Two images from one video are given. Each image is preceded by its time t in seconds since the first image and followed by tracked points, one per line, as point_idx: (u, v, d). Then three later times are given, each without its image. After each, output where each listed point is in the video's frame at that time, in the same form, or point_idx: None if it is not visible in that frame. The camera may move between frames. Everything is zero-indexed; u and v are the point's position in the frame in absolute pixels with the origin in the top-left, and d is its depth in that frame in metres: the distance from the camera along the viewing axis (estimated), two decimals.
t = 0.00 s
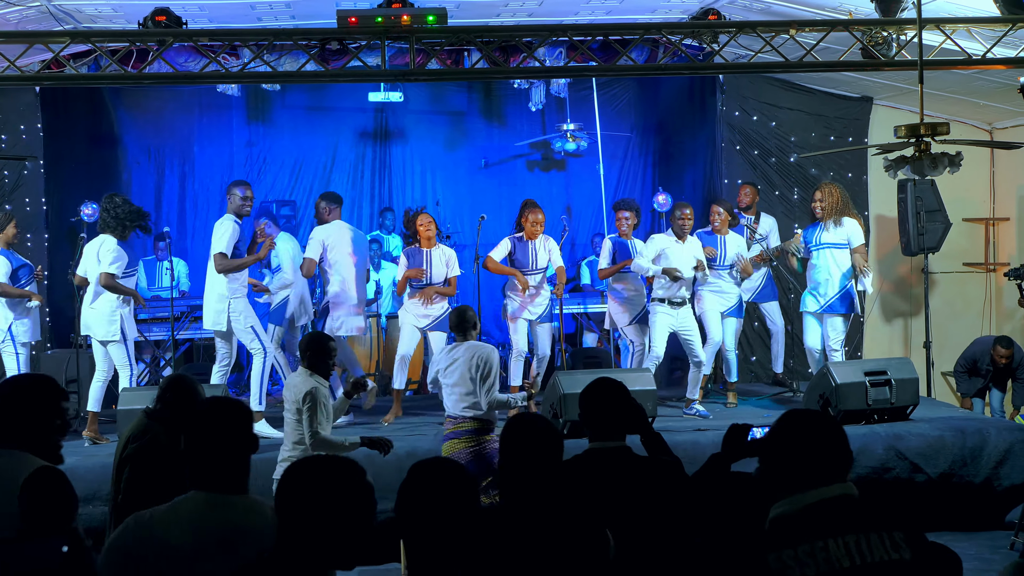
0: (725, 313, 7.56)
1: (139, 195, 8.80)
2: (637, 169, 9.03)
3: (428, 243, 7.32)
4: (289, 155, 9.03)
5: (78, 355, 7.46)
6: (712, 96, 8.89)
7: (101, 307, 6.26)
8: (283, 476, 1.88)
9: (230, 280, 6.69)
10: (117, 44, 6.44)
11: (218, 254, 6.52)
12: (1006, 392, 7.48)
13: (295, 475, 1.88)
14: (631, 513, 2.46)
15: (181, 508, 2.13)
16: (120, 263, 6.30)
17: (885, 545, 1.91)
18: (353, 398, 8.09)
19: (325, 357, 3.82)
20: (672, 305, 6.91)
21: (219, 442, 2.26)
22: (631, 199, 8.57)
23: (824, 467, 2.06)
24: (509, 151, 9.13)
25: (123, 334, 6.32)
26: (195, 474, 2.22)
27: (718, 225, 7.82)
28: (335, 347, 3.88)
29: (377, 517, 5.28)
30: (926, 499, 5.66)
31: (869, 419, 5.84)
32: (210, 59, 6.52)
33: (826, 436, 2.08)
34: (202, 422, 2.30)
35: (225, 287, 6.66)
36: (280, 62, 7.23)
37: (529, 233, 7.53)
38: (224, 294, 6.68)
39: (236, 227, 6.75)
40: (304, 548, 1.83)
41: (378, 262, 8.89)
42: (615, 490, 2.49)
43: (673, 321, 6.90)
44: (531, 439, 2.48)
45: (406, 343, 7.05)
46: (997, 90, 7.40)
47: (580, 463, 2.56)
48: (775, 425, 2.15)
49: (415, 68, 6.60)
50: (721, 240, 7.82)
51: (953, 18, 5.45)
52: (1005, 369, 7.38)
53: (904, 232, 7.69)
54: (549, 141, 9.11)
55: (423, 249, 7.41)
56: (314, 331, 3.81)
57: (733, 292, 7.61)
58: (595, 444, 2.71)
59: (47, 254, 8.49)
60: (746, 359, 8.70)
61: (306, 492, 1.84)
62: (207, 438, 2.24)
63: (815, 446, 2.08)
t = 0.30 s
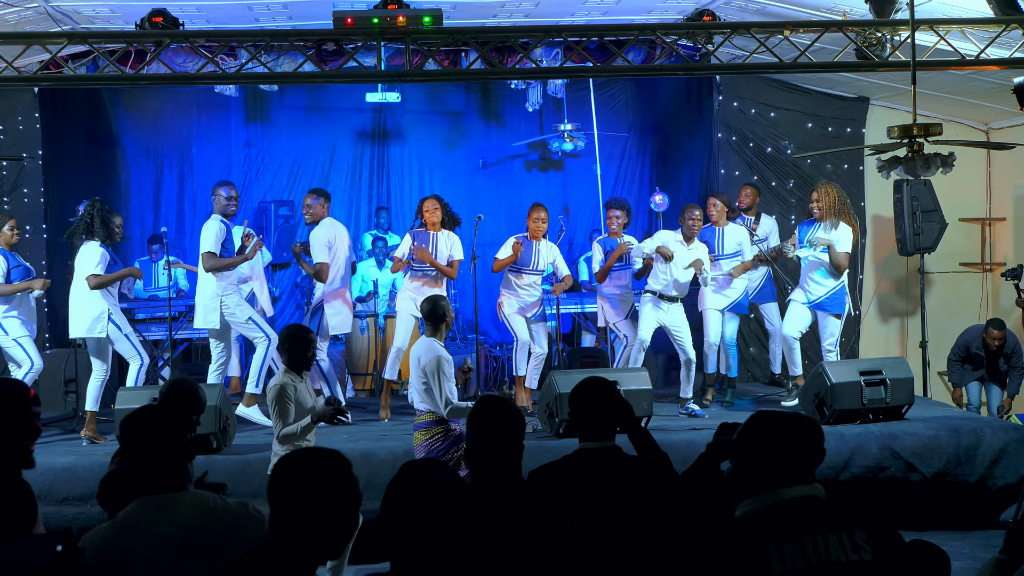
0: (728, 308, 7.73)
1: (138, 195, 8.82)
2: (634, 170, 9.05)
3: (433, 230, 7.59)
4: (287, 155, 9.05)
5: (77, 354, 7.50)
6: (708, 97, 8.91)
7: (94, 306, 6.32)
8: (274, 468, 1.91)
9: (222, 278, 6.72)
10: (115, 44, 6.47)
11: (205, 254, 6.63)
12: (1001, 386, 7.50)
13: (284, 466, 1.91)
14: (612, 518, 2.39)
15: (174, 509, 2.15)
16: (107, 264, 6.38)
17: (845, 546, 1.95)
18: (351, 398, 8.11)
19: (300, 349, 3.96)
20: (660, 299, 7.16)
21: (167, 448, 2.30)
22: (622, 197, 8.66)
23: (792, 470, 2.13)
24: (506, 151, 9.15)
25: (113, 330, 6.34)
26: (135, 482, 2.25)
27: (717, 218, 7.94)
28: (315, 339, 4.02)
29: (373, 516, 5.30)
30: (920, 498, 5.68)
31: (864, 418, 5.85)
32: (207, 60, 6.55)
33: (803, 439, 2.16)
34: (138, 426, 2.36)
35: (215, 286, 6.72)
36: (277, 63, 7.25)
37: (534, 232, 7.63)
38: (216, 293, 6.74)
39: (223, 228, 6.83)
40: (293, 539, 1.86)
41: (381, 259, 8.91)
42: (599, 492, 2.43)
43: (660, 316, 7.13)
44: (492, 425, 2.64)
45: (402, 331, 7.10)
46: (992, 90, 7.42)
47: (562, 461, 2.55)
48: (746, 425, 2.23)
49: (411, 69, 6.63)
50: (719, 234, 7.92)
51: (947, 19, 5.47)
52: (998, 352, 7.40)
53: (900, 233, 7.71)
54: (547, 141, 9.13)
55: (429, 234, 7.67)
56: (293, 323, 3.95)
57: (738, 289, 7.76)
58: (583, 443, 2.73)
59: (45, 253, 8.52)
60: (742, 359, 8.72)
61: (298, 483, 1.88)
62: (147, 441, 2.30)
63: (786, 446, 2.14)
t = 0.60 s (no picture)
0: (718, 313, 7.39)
1: (139, 195, 8.84)
2: (634, 169, 9.07)
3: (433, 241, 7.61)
4: (288, 155, 9.07)
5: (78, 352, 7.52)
6: (708, 96, 8.91)
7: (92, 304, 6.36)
8: (265, 463, 1.93)
9: (217, 278, 6.76)
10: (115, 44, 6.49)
11: (207, 254, 6.65)
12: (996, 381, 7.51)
13: (273, 464, 1.92)
14: (612, 515, 2.52)
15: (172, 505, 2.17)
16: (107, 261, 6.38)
17: (837, 555, 2.06)
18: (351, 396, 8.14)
19: (289, 351, 4.06)
20: (660, 300, 7.12)
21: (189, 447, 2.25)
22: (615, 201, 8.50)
23: (787, 475, 2.18)
24: (506, 150, 9.17)
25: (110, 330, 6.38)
26: (146, 473, 2.24)
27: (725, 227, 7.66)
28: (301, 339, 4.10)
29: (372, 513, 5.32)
30: (919, 497, 5.69)
31: (863, 416, 5.87)
32: (207, 60, 6.57)
33: (792, 438, 2.17)
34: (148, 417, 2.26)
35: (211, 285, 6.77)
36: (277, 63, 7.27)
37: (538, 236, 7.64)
38: (212, 292, 6.78)
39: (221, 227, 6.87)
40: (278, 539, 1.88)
41: (381, 262, 8.91)
42: (593, 490, 2.53)
43: (659, 319, 7.11)
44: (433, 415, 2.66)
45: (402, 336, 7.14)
46: (991, 89, 7.43)
47: (560, 461, 2.57)
48: (742, 425, 2.29)
49: (410, 68, 6.64)
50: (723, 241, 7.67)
51: (945, 18, 5.48)
52: (993, 342, 7.35)
53: (899, 232, 7.71)
54: (546, 140, 9.15)
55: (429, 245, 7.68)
56: (277, 327, 4.04)
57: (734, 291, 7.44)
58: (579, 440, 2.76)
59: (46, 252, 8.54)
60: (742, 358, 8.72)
61: (285, 482, 1.90)
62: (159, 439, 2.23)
63: (779, 449, 2.18)
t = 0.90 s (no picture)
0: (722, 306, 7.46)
1: (139, 194, 8.87)
2: (634, 168, 9.09)
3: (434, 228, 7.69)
4: (288, 153, 9.10)
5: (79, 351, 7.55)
6: (708, 95, 8.93)
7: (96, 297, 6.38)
8: (256, 455, 2.00)
9: (220, 278, 6.82)
10: (116, 43, 6.51)
11: (206, 250, 6.72)
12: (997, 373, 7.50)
13: (266, 454, 2.00)
14: (609, 511, 2.54)
15: (166, 502, 2.21)
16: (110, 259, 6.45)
17: (827, 543, 2.09)
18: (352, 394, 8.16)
19: (279, 349, 4.47)
20: (663, 293, 7.17)
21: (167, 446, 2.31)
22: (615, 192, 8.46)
23: (775, 465, 2.23)
24: (507, 149, 9.19)
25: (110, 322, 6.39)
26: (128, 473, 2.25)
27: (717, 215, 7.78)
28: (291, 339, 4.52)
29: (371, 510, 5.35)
30: (917, 494, 5.70)
31: (861, 414, 5.89)
32: (207, 59, 6.59)
33: (783, 429, 2.26)
34: (122, 417, 2.33)
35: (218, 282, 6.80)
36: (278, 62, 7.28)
37: (540, 224, 7.61)
38: (217, 290, 6.79)
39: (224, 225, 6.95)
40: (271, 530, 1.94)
41: (375, 257, 8.95)
42: (586, 484, 2.54)
43: (663, 310, 7.14)
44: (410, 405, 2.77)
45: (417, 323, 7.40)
46: (990, 88, 7.43)
47: (556, 454, 2.60)
48: (730, 418, 2.36)
49: (410, 67, 6.66)
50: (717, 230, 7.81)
51: (943, 18, 5.49)
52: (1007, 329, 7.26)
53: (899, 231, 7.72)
54: (546, 139, 9.17)
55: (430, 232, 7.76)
56: (270, 325, 4.47)
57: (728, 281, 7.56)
58: (576, 435, 2.79)
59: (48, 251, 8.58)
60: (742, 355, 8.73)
61: (275, 472, 1.97)
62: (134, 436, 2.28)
63: (771, 441, 2.24)
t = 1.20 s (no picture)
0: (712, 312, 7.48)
1: (141, 193, 8.91)
2: (633, 167, 9.15)
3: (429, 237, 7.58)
4: (289, 152, 9.13)
5: (81, 349, 7.57)
6: (708, 94, 8.89)
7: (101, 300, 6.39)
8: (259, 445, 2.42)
9: (227, 276, 6.81)
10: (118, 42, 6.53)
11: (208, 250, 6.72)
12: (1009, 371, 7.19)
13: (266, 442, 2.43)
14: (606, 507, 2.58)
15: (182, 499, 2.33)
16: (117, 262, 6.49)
17: (825, 534, 2.09)
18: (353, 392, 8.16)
19: (277, 353, 4.46)
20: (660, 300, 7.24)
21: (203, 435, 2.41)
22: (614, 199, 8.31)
23: (769, 465, 2.32)
24: (507, 148, 9.23)
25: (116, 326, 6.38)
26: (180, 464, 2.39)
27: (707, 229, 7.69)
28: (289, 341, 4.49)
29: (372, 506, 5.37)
30: (916, 491, 5.73)
31: (861, 411, 5.91)
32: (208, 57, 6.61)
33: (782, 425, 2.34)
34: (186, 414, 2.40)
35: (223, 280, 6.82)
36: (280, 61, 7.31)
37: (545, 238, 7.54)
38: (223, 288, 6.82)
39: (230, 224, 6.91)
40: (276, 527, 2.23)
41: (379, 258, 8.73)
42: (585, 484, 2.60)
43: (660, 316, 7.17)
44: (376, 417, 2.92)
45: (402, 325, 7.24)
46: (989, 87, 7.46)
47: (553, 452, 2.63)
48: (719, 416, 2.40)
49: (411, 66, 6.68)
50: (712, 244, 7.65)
51: (941, 16, 5.52)
52: None
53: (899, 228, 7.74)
54: (547, 138, 9.20)
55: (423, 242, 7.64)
56: (267, 329, 4.44)
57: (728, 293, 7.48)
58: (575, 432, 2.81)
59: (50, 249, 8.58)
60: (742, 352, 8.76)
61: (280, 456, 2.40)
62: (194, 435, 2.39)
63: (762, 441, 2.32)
